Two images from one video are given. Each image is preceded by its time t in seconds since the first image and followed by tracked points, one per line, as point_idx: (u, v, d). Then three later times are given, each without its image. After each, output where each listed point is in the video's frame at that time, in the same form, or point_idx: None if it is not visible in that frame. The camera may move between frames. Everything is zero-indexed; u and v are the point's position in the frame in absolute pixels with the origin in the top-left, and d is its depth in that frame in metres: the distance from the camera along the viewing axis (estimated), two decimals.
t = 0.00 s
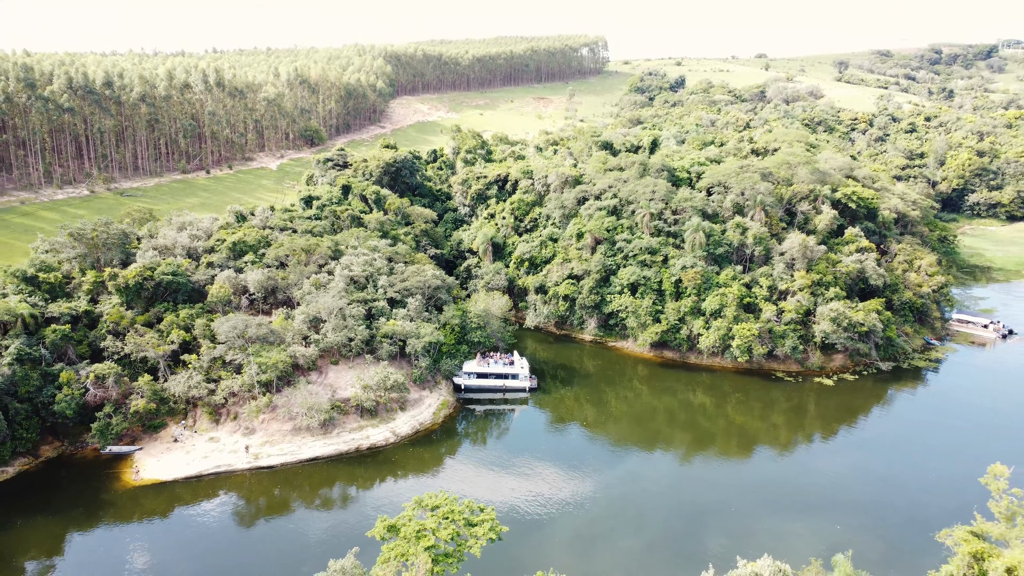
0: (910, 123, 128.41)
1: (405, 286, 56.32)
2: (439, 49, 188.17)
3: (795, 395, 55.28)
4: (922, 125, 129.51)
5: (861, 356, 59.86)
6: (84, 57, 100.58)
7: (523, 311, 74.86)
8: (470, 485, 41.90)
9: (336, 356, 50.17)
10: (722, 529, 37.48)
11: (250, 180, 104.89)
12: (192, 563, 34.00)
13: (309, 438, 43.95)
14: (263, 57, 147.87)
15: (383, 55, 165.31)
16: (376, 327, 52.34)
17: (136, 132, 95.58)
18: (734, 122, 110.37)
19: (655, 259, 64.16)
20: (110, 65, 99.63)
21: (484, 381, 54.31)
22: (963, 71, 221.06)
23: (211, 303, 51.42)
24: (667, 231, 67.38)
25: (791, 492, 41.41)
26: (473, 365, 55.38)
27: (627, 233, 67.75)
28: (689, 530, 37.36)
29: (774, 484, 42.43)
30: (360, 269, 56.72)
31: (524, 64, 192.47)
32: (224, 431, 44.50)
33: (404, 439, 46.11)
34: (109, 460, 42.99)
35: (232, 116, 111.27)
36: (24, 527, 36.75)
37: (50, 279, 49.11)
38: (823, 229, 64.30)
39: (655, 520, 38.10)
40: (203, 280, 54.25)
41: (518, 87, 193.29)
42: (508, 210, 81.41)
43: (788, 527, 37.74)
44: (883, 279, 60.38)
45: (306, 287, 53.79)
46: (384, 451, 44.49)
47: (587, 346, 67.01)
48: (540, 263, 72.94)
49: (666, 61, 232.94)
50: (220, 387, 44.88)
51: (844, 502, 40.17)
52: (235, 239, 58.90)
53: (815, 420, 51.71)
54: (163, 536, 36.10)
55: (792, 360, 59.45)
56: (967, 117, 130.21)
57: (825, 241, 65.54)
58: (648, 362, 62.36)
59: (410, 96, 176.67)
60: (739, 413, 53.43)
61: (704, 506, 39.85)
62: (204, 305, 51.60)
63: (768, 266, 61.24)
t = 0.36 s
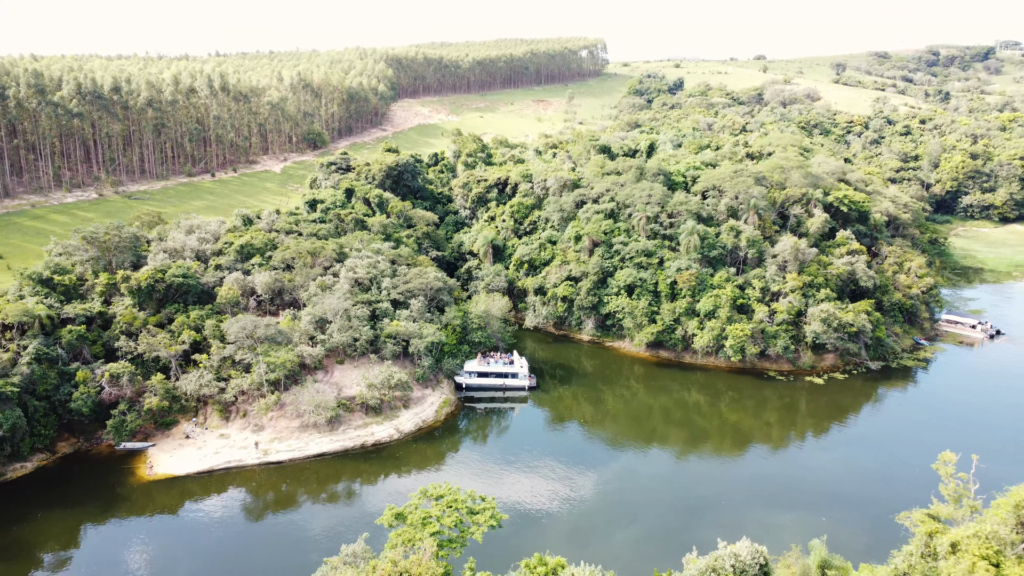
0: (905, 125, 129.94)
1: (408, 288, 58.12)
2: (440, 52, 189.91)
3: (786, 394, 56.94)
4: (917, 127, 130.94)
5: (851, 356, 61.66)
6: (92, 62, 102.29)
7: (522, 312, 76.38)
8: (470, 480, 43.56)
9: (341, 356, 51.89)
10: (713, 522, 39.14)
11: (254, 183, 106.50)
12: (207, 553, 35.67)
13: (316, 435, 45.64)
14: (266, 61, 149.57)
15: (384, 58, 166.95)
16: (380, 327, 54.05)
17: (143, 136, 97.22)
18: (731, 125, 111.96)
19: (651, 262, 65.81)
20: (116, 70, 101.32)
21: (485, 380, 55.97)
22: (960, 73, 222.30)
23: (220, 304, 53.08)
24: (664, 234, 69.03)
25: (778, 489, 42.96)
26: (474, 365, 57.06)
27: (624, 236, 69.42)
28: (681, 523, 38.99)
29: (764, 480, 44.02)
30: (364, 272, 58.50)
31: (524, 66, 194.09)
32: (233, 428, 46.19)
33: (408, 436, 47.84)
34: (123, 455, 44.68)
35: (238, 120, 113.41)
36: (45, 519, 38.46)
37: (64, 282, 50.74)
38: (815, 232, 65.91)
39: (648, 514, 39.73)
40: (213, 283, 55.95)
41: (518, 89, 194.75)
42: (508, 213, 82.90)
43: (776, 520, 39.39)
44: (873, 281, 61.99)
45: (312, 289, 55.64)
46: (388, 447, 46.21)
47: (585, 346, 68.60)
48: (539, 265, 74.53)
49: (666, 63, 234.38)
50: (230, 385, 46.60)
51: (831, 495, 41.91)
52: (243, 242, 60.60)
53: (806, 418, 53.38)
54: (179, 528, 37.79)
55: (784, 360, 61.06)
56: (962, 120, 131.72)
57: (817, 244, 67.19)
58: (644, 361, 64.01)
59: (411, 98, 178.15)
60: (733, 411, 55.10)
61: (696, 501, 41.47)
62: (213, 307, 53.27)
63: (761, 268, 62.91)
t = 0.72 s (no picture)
0: (900, 128, 131.45)
1: (410, 289, 59.85)
2: (440, 55, 191.42)
3: (779, 393, 58.52)
4: (912, 130, 132.47)
5: (842, 355, 63.29)
6: (98, 67, 104.01)
7: (522, 312, 77.93)
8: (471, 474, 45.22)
9: (346, 355, 53.54)
10: (704, 515, 40.79)
11: (258, 186, 108.07)
12: (219, 545, 37.32)
13: (322, 432, 47.28)
14: (269, 64, 151.21)
15: (385, 61, 168.63)
16: (384, 327, 55.74)
17: (149, 140, 98.91)
18: (727, 128, 113.61)
19: (647, 264, 67.46)
20: (122, 75, 103.02)
21: (486, 379, 57.59)
22: (958, 75, 223.65)
23: (228, 305, 54.75)
24: (660, 236, 70.67)
25: (767, 484, 44.55)
26: (474, 364, 58.67)
27: (621, 239, 71.03)
28: (673, 515, 40.61)
29: (755, 476, 45.66)
30: (367, 274, 60.18)
31: (524, 69, 195.69)
32: (242, 425, 47.84)
33: (411, 432, 49.53)
34: (136, 451, 46.31)
35: (240, 123, 113.26)
36: (63, 512, 40.11)
37: (78, 283, 52.36)
38: (807, 235, 67.53)
39: (642, 507, 41.37)
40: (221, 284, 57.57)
41: (518, 92, 196.39)
42: (508, 215, 84.46)
43: (765, 513, 41.04)
44: (863, 283, 63.64)
45: (318, 290, 57.38)
46: (392, 443, 47.91)
47: (583, 346, 70.19)
48: (538, 266, 76.14)
49: (664, 65, 235.92)
50: (239, 383, 48.31)
51: (818, 489, 43.57)
52: (249, 244, 62.25)
53: (797, 416, 54.97)
54: (192, 520, 39.45)
55: (777, 359, 62.68)
56: (956, 122, 133.24)
57: (809, 246, 68.83)
58: (640, 361, 65.59)
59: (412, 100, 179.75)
60: (726, 410, 56.68)
61: (688, 495, 43.10)
62: (222, 308, 54.93)
63: (754, 270, 64.55)
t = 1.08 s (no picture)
0: (896, 130, 132.89)
1: (413, 290, 61.54)
2: (441, 57, 193.07)
3: (772, 391, 60.15)
4: (907, 132, 133.91)
5: (833, 355, 64.88)
6: (105, 71, 105.74)
7: (521, 312, 79.51)
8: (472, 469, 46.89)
9: (350, 355, 55.19)
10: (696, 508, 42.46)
11: (262, 188, 109.77)
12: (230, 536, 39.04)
13: (328, 428, 48.95)
14: (272, 67, 152.92)
15: (387, 64, 170.32)
16: (387, 328, 57.43)
17: (155, 143, 100.63)
18: (724, 131, 115.19)
19: (643, 265, 69.12)
20: (129, 79, 104.66)
21: (486, 378, 59.20)
22: (956, 77, 225.07)
23: (236, 306, 56.44)
24: (656, 239, 72.31)
25: (758, 478, 46.25)
26: (475, 363, 60.32)
27: (618, 240, 72.59)
28: (666, 508, 42.31)
29: (746, 471, 47.33)
30: (371, 275, 61.87)
31: (524, 71, 197.33)
32: (250, 422, 49.54)
33: (414, 429, 51.24)
34: (148, 447, 48.01)
35: (246, 127, 115.78)
36: (80, 505, 41.78)
37: (90, 285, 54.02)
38: (800, 237, 69.09)
39: (637, 500, 43.06)
40: (228, 286, 59.25)
41: (518, 93, 198.02)
42: (508, 217, 86.12)
43: (755, 506, 42.73)
44: (854, 284, 65.29)
45: (323, 292, 59.10)
46: (396, 439, 49.62)
47: (581, 346, 71.85)
48: (537, 268, 77.75)
49: (664, 66, 237.24)
50: (248, 382, 50.06)
51: (806, 483, 45.29)
52: (256, 247, 63.92)
53: (789, 413, 56.65)
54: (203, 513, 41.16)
55: (769, 359, 64.33)
56: (951, 124, 134.64)
57: (802, 248, 70.43)
58: (637, 360, 67.21)
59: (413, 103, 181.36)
60: (720, 408, 58.34)
61: (681, 489, 44.80)
62: (230, 309, 56.63)
63: (747, 271, 66.19)
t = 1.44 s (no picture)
0: (891, 132, 134.34)
1: (415, 292, 63.22)
2: (442, 60, 194.60)
3: (764, 389, 61.82)
4: (903, 134, 135.31)
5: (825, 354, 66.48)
6: (111, 76, 107.40)
7: (520, 313, 81.05)
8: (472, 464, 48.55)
9: (355, 354, 56.87)
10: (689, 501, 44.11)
11: (266, 190, 111.45)
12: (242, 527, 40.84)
13: (333, 426, 50.56)
14: (274, 70, 154.52)
15: (388, 67, 171.93)
16: (390, 328, 59.13)
17: (161, 147, 102.32)
18: (721, 134, 116.66)
19: (640, 267, 70.68)
20: (134, 83, 106.33)
21: (487, 377, 60.87)
22: (953, 78, 226.41)
23: (244, 307, 58.09)
24: (653, 241, 73.90)
25: (750, 472, 47.95)
26: (476, 362, 61.98)
27: (616, 242, 74.10)
28: (660, 501, 43.99)
29: (738, 466, 48.99)
30: (374, 277, 63.53)
31: (524, 73, 198.77)
32: (258, 420, 51.21)
33: (416, 426, 52.91)
34: (160, 444, 49.68)
35: (249, 130, 117.82)
36: (95, 499, 43.41)
37: (102, 286, 55.64)
38: (793, 240, 70.62)
39: (632, 494, 44.70)
40: (235, 287, 60.89)
41: (518, 96, 199.50)
42: (508, 219, 87.70)
43: (746, 499, 44.43)
44: (845, 285, 66.91)
45: (328, 293, 60.81)
46: (398, 436, 51.27)
47: (579, 345, 73.45)
48: (536, 269, 79.32)
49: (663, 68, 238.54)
50: (256, 380, 51.75)
51: (796, 478, 46.95)
52: (261, 250, 65.55)
53: (780, 411, 58.34)
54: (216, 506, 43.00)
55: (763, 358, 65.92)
56: (946, 126, 136.01)
57: (795, 250, 71.99)
58: (634, 360, 68.84)
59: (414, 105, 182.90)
60: (714, 406, 60.03)
61: (675, 483, 46.50)
62: (237, 309, 58.28)
63: (741, 273, 67.80)
